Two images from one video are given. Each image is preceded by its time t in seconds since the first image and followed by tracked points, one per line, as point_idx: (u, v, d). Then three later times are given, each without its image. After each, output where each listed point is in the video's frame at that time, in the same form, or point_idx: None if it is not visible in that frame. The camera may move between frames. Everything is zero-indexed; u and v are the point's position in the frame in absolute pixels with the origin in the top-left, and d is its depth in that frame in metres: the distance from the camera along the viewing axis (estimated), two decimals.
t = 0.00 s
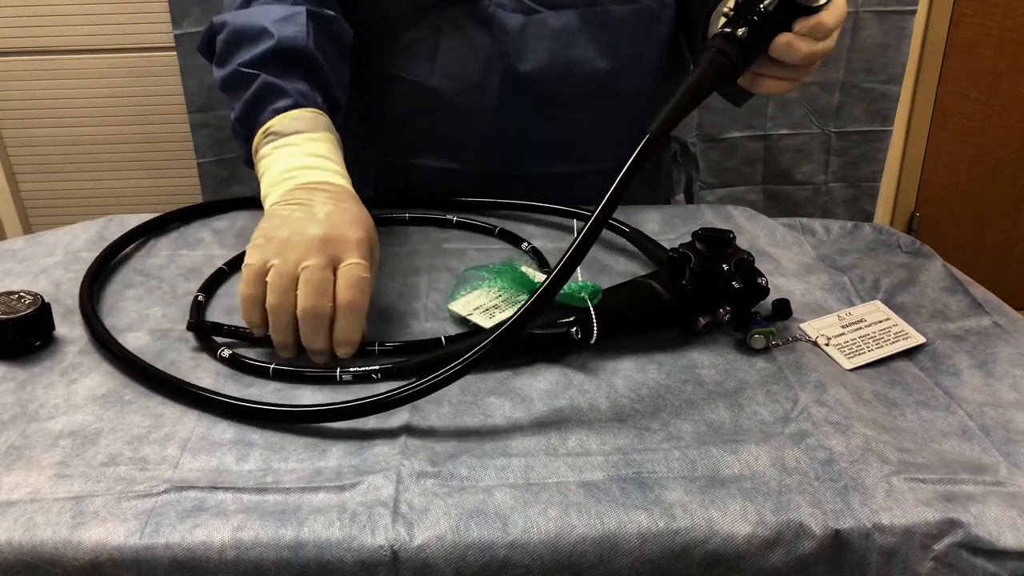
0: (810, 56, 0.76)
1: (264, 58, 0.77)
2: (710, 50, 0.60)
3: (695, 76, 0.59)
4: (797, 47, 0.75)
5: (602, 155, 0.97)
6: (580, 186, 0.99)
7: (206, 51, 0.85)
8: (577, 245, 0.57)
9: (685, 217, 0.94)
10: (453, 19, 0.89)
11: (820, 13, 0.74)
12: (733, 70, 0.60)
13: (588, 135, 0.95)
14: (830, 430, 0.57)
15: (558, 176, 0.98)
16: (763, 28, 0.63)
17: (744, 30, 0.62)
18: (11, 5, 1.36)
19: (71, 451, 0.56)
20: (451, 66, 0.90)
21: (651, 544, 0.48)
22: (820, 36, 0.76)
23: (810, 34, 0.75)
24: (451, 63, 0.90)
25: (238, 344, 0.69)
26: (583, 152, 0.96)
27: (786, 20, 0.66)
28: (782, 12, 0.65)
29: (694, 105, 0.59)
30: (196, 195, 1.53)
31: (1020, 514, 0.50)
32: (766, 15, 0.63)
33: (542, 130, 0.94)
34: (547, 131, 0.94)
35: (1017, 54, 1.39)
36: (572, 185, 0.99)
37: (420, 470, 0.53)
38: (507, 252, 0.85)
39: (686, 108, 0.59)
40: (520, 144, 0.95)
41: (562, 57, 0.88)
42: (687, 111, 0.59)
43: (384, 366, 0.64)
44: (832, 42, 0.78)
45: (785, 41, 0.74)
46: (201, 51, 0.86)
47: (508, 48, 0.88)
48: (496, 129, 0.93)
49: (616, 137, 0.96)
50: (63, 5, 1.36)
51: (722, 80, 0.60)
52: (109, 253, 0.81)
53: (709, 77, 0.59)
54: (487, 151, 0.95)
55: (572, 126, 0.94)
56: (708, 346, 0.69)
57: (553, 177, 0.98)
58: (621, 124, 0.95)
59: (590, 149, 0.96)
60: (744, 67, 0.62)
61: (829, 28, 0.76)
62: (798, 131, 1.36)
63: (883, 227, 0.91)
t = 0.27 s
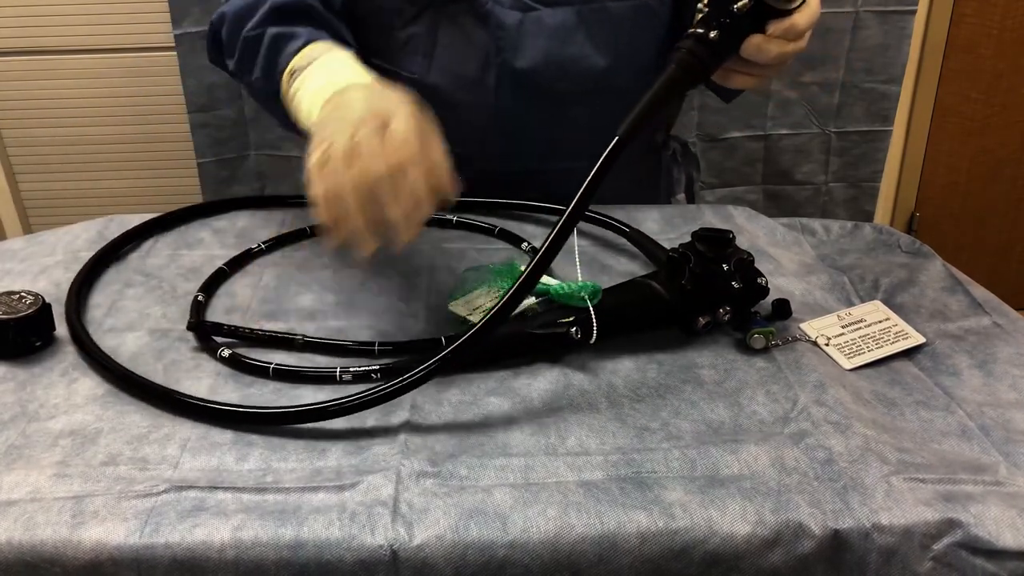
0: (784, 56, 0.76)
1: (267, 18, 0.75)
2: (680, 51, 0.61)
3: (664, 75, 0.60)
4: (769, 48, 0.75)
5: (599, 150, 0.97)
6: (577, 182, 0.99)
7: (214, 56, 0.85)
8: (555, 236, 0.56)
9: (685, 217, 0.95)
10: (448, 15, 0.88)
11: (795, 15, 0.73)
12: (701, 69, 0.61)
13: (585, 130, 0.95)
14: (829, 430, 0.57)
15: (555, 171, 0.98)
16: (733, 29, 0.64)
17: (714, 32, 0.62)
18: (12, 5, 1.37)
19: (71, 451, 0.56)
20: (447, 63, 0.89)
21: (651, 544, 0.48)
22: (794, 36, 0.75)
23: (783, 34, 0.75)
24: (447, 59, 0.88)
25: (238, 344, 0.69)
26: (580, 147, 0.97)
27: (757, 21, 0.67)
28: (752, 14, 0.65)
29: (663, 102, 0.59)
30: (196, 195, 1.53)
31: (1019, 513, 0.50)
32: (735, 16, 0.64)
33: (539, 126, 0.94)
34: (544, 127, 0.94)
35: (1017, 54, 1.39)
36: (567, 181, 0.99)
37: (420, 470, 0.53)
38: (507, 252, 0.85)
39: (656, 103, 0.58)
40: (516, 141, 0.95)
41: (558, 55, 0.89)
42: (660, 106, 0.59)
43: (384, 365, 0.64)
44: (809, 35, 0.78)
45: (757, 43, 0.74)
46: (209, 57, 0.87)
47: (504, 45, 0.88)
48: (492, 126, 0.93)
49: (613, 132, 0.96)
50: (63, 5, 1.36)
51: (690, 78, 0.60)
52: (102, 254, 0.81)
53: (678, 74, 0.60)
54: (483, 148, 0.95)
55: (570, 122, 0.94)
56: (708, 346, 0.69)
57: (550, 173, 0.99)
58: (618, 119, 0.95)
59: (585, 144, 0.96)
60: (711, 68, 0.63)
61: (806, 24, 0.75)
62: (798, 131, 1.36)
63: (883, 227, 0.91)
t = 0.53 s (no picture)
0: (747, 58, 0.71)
1: None
2: (643, 56, 0.62)
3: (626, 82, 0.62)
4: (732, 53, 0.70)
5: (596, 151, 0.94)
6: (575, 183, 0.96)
7: (259, 61, 0.84)
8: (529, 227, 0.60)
9: (684, 217, 0.95)
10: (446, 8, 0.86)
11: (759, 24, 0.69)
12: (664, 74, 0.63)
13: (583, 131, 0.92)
14: (829, 430, 0.57)
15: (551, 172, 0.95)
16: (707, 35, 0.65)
17: (680, 40, 0.63)
18: (11, 5, 1.37)
19: (71, 451, 0.56)
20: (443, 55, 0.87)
21: (650, 544, 0.48)
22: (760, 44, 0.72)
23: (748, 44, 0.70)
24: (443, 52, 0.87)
25: (238, 344, 0.69)
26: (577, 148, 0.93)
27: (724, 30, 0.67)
28: (719, 22, 0.65)
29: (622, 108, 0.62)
30: (197, 195, 1.54)
31: (1018, 513, 0.50)
32: (703, 23, 0.64)
33: (535, 124, 0.91)
34: (539, 125, 0.91)
35: (1018, 54, 1.39)
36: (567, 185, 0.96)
37: (420, 470, 0.53)
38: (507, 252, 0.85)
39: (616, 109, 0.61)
40: (514, 141, 0.92)
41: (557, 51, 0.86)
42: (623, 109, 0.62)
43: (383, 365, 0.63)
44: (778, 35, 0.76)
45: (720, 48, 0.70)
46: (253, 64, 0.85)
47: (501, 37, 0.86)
48: (490, 123, 0.91)
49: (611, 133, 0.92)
50: (63, 5, 1.36)
51: (651, 83, 0.62)
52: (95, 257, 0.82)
53: (638, 79, 0.61)
54: (481, 146, 0.93)
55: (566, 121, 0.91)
56: (707, 346, 0.69)
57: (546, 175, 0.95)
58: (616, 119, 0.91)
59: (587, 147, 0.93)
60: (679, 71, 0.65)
61: (771, 34, 0.71)
62: (798, 131, 1.36)
63: (883, 227, 0.91)
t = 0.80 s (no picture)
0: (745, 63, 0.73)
1: None
2: (641, 66, 0.63)
3: (624, 92, 0.62)
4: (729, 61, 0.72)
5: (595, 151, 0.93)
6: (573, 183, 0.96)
7: (269, 49, 0.83)
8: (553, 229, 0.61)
9: (684, 217, 0.95)
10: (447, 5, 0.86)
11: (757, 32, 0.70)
12: (662, 83, 0.63)
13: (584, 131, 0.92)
14: (829, 430, 0.57)
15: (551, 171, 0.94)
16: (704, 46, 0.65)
17: (677, 50, 0.64)
18: (11, 5, 1.37)
19: (71, 451, 0.56)
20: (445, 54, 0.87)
21: (650, 544, 0.48)
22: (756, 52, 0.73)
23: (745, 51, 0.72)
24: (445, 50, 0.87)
25: (238, 344, 0.69)
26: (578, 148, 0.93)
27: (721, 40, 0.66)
28: (717, 33, 0.65)
29: (621, 118, 0.62)
30: (197, 195, 1.54)
31: (1019, 513, 0.50)
32: (701, 32, 0.64)
33: (537, 123, 0.91)
34: (541, 124, 0.91)
35: (1018, 54, 1.39)
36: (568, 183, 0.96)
37: (420, 470, 0.53)
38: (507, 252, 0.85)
39: (616, 118, 0.61)
40: (515, 139, 0.92)
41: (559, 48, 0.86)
42: (623, 117, 0.62)
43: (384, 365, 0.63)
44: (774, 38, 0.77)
45: (717, 58, 0.71)
46: (259, 51, 0.84)
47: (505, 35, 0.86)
48: (491, 122, 0.91)
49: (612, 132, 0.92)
50: (63, 5, 1.36)
51: (650, 93, 0.63)
52: (93, 258, 0.81)
53: (638, 89, 0.62)
54: (482, 145, 0.93)
55: (568, 121, 0.91)
56: (708, 346, 0.69)
57: (545, 174, 0.95)
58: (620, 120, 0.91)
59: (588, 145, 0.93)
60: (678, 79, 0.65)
61: (766, 39, 0.72)
62: (798, 131, 1.36)
63: (883, 227, 0.91)
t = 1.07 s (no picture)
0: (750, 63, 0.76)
1: None
2: (648, 81, 0.63)
3: (633, 108, 0.63)
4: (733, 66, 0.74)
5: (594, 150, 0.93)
6: (572, 181, 0.96)
7: (270, 49, 0.83)
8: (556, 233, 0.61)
9: (684, 217, 0.95)
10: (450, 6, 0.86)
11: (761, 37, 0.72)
12: (670, 95, 0.64)
13: (584, 129, 0.92)
14: (829, 430, 0.57)
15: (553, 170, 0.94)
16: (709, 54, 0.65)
17: (684, 62, 0.64)
18: (12, 5, 1.37)
19: (71, 450, 0.56)
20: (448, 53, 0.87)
21: (650, 543, 0.48)
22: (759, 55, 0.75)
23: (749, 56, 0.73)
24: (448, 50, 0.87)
25: (239, 343, 0.69)
26: (578, 146, 0.93)
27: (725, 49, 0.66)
28: (721, 42, 0.64)
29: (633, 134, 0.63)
30: (197, 195, 1.54)
31: (1019, 513, 0.50)
32: (705, 43, 0.64)
33: (537, 121, 0.91)
34: (542, 122, 0.91)
35: (1018, 54, 1.38)
36: (569, 183, 0.96)
37: (420, 470, 0.53)
38: (507, 252, 0.85)
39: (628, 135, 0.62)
40: (517, 139, 0.92)
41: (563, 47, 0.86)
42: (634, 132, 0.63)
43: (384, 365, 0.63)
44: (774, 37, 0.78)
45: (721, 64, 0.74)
46: (260, 52, 0.84)
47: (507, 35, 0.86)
48: (492, 122, 0.91)
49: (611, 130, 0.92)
50: (64, 5, 1.36)
51: (659, 106, 0.63)
52: (93, 257, 0.81)
53: (647, 104, 0.63)
54: (483, 145, 0.93)
55: (568, 118, 0.91)
56: (708, 346, 0.69)
57: (545, 172, 0.95)
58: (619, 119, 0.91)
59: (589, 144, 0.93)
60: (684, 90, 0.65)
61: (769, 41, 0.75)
62: (798, 131, 1.36)
63: (883, 227, 0.91)
